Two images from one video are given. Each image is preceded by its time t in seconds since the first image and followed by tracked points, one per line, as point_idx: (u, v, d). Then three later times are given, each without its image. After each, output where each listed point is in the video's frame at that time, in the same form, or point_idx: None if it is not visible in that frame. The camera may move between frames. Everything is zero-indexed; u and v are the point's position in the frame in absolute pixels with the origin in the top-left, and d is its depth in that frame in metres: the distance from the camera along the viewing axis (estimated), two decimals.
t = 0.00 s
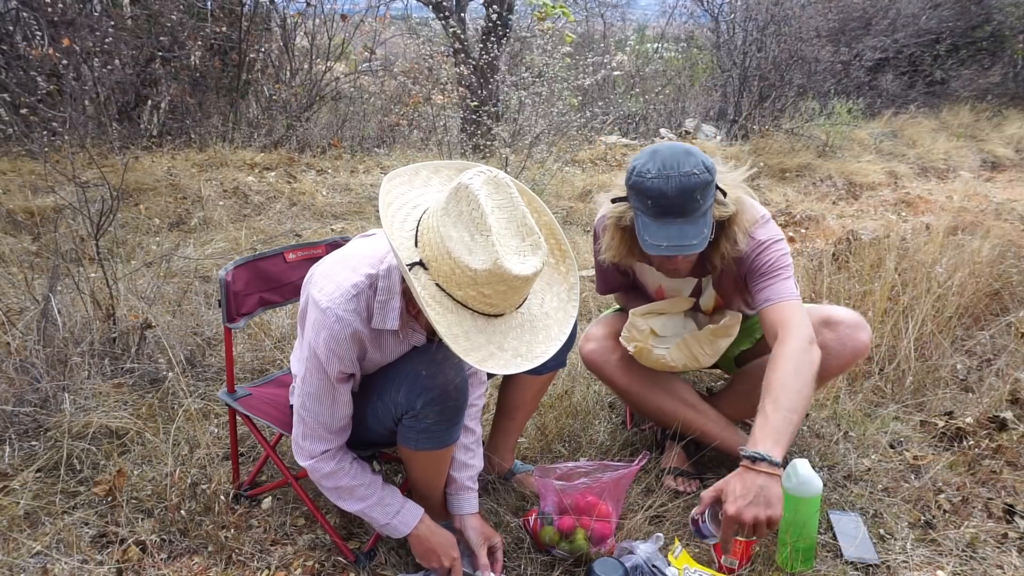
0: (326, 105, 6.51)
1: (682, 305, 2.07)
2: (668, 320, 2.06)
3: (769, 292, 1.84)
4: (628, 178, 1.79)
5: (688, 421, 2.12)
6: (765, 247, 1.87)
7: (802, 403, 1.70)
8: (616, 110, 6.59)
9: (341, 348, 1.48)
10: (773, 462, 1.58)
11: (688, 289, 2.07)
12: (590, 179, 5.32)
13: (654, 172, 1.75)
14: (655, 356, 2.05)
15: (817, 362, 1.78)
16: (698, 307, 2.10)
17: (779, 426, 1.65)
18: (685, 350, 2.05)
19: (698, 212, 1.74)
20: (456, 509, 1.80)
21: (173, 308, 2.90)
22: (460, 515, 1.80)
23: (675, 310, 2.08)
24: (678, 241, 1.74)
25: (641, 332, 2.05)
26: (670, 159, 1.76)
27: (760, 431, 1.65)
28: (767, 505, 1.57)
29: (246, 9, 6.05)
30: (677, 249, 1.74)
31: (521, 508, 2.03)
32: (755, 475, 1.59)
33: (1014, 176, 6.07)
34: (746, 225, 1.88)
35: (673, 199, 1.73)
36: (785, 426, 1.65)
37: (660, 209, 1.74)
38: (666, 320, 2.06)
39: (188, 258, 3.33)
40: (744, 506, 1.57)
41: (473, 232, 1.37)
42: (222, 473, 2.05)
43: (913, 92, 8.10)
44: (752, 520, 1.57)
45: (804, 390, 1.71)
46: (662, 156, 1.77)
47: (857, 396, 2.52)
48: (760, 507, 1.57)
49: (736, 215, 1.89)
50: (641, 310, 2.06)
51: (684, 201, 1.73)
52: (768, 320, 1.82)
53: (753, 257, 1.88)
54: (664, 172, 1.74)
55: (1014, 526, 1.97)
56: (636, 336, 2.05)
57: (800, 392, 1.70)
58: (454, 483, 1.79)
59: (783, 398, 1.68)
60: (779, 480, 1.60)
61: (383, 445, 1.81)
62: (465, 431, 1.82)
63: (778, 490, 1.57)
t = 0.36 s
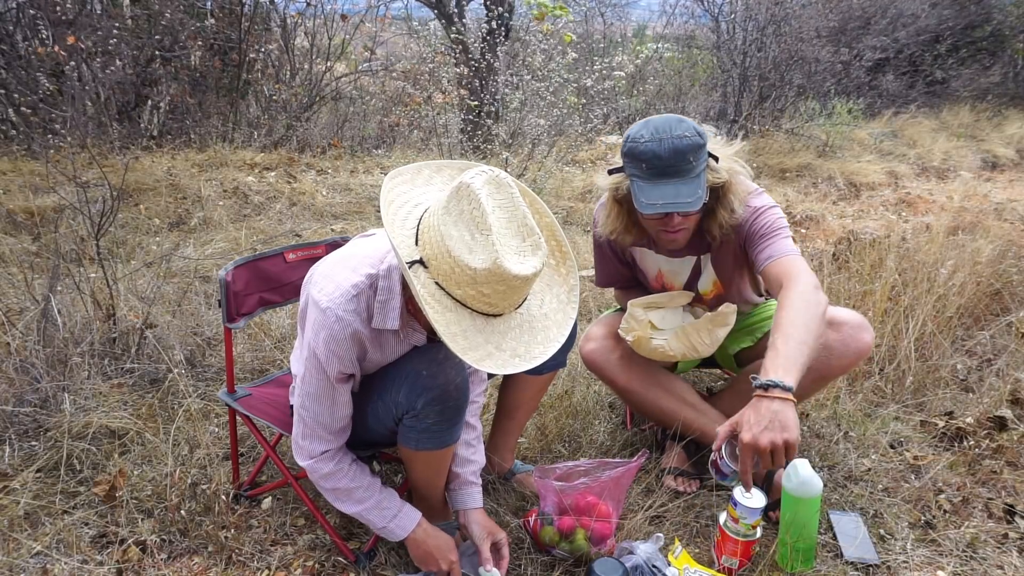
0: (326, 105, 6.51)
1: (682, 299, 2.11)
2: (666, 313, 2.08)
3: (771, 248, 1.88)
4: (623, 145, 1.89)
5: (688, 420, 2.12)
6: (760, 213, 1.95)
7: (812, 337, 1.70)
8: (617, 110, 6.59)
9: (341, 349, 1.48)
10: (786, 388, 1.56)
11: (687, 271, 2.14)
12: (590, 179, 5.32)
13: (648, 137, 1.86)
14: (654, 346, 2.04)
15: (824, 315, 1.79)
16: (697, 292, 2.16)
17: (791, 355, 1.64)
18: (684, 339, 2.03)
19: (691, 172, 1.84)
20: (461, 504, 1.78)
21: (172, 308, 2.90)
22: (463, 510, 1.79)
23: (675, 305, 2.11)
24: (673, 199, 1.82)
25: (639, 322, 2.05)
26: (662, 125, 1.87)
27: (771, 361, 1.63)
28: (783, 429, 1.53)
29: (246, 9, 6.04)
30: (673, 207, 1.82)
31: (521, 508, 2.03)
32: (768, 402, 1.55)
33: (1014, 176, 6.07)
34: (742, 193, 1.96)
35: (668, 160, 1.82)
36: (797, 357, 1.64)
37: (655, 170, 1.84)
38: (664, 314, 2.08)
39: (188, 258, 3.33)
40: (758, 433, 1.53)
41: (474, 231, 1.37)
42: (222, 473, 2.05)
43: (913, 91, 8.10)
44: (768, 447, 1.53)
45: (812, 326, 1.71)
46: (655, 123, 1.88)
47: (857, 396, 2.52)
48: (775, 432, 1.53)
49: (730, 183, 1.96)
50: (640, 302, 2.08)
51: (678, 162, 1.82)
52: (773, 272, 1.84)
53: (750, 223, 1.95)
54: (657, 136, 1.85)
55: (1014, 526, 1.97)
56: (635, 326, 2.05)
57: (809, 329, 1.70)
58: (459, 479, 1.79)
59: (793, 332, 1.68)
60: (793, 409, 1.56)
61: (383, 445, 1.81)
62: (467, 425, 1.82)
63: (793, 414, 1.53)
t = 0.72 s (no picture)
0: (326, 105, 6.51)
1: (682, 296, 2.11)
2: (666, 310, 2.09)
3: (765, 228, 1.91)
4: (615, 132, 1.91)
5: (688, 421, 2.12)
6: (753, 196, 1.98)
7: (803, 306, 1.72)
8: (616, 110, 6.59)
9: (333, 341, 1.48)
10: (773, 350, 1.59)
11: (683, 261, 2.15)
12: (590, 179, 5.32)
13: (640, 123, 1.87)
14: (654, 339, 2.01)
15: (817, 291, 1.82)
16: (693, 283, 2.17)
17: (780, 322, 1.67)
18: (684, 332, 2.02)
19: (682, 155, 1.84)
20: (469, 488, 1.80)
21: (173, 308, 2.90)
22: (472, 493, 1.81)
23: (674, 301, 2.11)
24: (664, 180, 1.83)
25: (639, 314, 2.04)
26: (653, 111, 1.89)
27: (760, 326, 1.67)
28: (769, 389, 1.55)
29: (247, 9, 6.04)
30: (665, 188, 1.82)
31: (521, 508, 2.03)
32: (754, 363, 1.58)
33: (1015, 176, 6.07)
34: (735, 178, 1.99)
35: (658, 143, 1.84)
36: (787, 324, 1.67)
37: (646, 153, 1.85)
38: (663, 310, 2.09)
39: (188, 258, 3.33)
40: (746, 392, 1.56)
41: (467, 220, 1.37)
42: (222, 473, 2.05)
43: (913, 91, 8.10)
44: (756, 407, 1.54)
45: (805, 297, 1.73)
46: (646, 109, 1.90)
47: (857, 396, 2.52)
48: (762, 392, 1.55)
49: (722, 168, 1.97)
50: (641, 296, 2.08)
51: (668, 145, 1.84)
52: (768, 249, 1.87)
53: (744, 206, 1.98)
54: (648, 121, 1.86)
55: (1014, 526, 1.97)
56: (634, 318, 2.04)
57: (801, 300, 1.72)
58: (468, 464, 1.80)
59: (783, 300, 1.71)
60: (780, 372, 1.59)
61: (382, 445, 1.82)
62: (467, 413, 1.84)
63: (781, 375, 1.56)
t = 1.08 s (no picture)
0: (326, 105, 6.51)
1: (682, 295, 2.08)
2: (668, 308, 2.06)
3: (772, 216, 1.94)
4: (607, 134, 1.92)
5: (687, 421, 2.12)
6: (753, 188, 2.00)
7: (821, 276, 1.77)
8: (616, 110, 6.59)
9: (328, 329, 1.48)
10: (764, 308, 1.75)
11: (681, 259, 2.14)
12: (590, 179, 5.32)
13: (630, 126, 1.87)
14: (656, 336, 1.98)
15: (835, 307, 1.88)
16: (692, 280, 2.16)
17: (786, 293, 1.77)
18: (684, 327, 1.96)
19: (672, 159, 1.85)
20: (457, 481, 1.80)
21: (172, 308, 2.90)
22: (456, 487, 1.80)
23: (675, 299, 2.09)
24: (653, 186, 1.84)
25: (641, 311, 2.01)
26: (645, 114, 1.88)
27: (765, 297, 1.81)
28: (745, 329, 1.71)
29: (247, 9, 6.04)
30: (653, 193, 1.84)
31: (521, 508, 2.03)
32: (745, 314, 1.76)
33: (1014, 176, 6.07)
34: (728, 174, 2.00)
35: (648, 147, 1.84)
36: (794, 294, 1.77)
37: (636, 157, 1.86)
38: (665, 308, 2.06)
39: (188, 258, 3.33)
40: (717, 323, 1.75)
41: (459, 202, 1.38)
42: (222, 474, 2.05)
43: (913, 91, 8.10)
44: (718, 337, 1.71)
45: (823, 267, 1.78)
46: (638, 112, 1.89)
47: (857, 396, 2.52)
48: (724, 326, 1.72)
49: (715, 167, 1.97)
50: (642, 293, 2.05)
51: (658, 149, 1.84)
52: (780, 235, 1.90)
53: (746, 199, 2.00)
54: (638, 124, 1.86)
55: (1014, 526, 1.97)
56: (636, 315, 2.01)
57: (817, 272, 1.77)
58: (453, 458, 1.81)
59: (798, 270, 1.78)
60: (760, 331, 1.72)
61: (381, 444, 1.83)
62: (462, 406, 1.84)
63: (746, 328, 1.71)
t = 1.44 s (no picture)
0: (326, 105, 6.51)
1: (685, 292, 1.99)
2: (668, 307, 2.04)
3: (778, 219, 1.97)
4: (604, 143, 1.91)
5: (688, 421, 2.12)
6: (755, 192, 2.01)
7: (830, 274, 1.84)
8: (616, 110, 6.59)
9: (323, 326, 1.48)
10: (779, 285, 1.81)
11: (680, 260, 2.15)
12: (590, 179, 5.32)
13: (625, 136, 1.86)
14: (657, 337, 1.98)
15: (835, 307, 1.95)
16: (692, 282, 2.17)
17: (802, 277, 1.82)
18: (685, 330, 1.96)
19: (667, 171, 1.85)
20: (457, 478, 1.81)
21: (173, 308, 2.90)
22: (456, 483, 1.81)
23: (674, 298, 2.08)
24: (648, 200, 1.85)
25: (642, 312, 2.01)
26: (641, 123, 1.86)
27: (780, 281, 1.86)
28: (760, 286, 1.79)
29: (247, 9, 6.03)
30: (647, 207, 1.85)
31: (521, 508, 2.03)
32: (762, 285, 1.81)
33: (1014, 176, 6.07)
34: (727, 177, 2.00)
35: (643, 159, 1.84)
36: (810, 281, 1.82)
37: (630, 169, 1.86)
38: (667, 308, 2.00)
39: (188, 258, 3.33)
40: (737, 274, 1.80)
41: (456, 196, 1.38)
42: (222, 473, 2.05)
43: (913, 92, 8.10)
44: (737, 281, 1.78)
45: (833, 265, 1.86)
46: (634, 120, 1.88)
47: (857, 396, 2.52)
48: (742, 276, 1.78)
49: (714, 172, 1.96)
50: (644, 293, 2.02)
51: (652, 161, 1.83)
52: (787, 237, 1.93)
53: (749, 203, 2.01)
54: (634, 135, 1.85)
55: (1014, 526, 1.97)
56: (637, 315, 2.01)
57: (829, 269, 1.84)
58: (453, 454, 1.83)
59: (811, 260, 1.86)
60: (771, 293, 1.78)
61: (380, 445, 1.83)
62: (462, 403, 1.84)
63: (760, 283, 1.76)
